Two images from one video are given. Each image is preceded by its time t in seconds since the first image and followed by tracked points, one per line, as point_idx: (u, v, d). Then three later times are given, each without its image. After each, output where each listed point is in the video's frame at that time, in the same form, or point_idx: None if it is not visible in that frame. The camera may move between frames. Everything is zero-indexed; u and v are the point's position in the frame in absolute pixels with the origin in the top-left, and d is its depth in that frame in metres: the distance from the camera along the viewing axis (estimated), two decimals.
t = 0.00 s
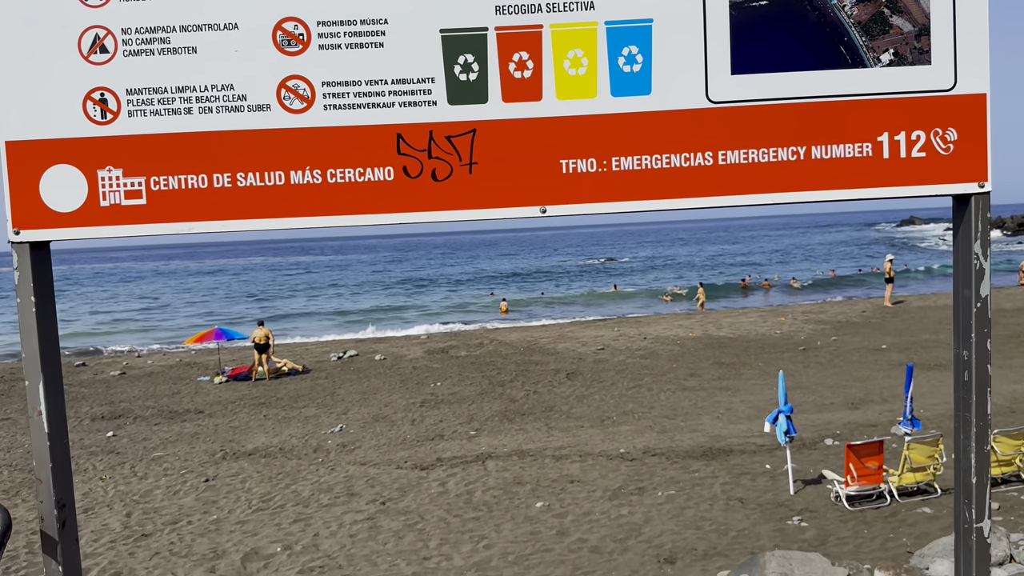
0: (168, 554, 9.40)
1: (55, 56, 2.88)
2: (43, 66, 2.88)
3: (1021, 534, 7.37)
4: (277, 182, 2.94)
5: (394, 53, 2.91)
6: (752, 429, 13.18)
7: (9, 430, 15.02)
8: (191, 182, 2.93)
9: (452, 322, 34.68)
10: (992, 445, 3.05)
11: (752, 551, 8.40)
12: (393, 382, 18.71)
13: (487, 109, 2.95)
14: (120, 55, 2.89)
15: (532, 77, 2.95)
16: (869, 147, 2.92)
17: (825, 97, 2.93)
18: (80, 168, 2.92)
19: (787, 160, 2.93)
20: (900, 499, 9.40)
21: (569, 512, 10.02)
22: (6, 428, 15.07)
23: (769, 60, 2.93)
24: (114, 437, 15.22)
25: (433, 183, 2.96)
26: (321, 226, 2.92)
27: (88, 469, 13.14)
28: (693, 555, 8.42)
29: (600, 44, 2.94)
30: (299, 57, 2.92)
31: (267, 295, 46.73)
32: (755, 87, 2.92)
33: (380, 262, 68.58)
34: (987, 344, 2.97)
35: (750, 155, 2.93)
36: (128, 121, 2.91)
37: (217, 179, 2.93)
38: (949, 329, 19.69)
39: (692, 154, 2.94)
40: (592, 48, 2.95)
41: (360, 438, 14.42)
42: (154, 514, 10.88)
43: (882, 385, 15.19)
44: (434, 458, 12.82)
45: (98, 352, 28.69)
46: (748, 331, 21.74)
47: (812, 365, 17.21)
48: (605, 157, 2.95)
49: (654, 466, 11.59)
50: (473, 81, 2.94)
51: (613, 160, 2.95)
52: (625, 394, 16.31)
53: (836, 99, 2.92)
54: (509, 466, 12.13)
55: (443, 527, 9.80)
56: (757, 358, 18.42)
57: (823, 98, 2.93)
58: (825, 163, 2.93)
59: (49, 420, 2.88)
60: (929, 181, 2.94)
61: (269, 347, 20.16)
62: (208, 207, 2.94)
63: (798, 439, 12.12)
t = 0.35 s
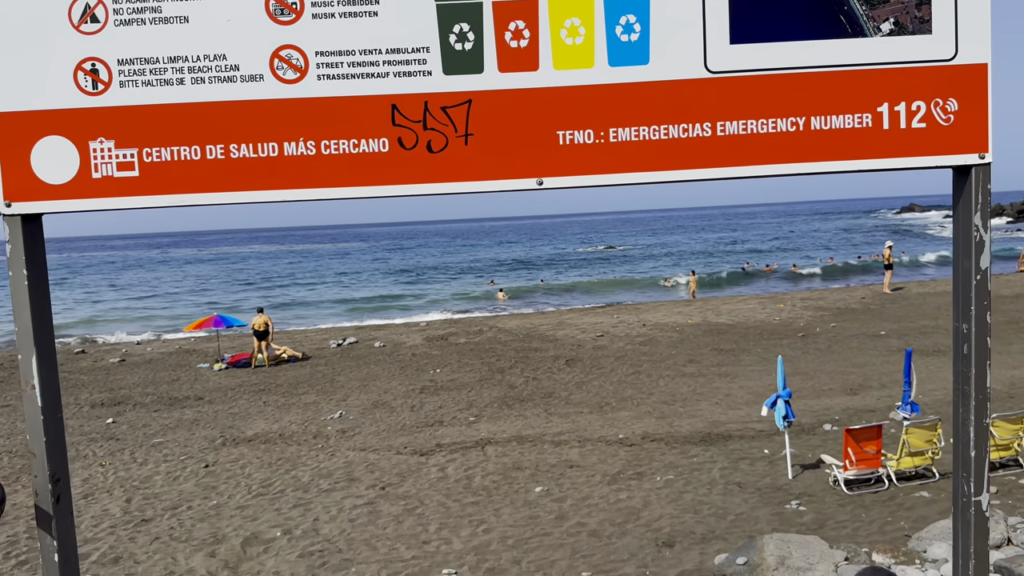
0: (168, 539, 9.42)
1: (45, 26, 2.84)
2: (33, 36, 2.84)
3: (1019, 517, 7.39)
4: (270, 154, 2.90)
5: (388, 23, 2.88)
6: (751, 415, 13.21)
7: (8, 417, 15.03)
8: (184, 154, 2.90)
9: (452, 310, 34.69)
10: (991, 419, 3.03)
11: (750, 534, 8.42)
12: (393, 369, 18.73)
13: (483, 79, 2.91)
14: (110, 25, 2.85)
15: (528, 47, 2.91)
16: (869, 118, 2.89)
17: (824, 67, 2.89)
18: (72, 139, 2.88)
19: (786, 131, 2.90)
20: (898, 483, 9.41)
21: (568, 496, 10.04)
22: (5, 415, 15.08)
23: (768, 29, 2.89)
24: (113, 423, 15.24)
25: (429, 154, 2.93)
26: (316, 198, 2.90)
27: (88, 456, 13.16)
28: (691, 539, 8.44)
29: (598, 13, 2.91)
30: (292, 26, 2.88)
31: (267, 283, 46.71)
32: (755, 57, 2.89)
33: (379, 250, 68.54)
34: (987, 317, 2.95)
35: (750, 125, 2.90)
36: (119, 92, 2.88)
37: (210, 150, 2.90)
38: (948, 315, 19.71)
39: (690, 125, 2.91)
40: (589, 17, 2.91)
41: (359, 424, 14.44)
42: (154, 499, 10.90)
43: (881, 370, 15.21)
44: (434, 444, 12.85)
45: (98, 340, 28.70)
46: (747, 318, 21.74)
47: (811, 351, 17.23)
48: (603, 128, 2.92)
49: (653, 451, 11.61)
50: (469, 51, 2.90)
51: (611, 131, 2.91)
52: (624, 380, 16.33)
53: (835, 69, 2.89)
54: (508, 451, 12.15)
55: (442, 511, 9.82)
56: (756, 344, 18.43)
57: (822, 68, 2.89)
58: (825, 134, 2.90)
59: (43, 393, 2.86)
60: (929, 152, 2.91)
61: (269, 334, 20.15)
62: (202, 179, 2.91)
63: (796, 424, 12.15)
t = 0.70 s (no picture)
0: (168, 528, 9.43)
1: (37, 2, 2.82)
2: (26, 12, 2.82)
3: (1018, 506, 7.39)
4: (264, 132, 2.88)
5: None
6: (750, 405, 13.22)
7: (9, 407, 15.05)
8: (178, 132, 2.88)
9: (452, 301, 34.69)
10: (990, 400, 3.00)
11: (749, 523, 8.42)
12: (392, 360, 18.74)
13: (480, 57, 2.89)
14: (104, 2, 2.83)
15: (525, 23, 2.88)
16: (869, 96, 2.87)
17: (823, 44, 2.87)
18: (65, 118, 2.86)
19: (785, 109, 2.88)
20: (897, 472, 9.42)
21: (567, 485, 10.05)
22: (5, 406, 15.10)
23: (767, 6, 2.86)
24: (114, 413, 15.26)
25: (425, 133, 2.90)
26: (310, 177, 2.88)
27: (88, 445, 13.18)
28: (690, 527, 8.45)
29: None
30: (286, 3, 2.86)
31: (267, 275, 46.69)
32: (753, 34, 2.86)
33: (380, 241, 68.47)
34: (987, 297, 2.93)
35: (749, 104, 2.88)
36: (113, 69, 2.85)
37: (205, 129, 2.88)
38: (948, 306, 19.69)
39: (689, 103, 2.88)
40: None
41: (359, 414, 14.45)
42: (155, 488, 10.92)
43: (880, 360, 15.22)
44: (434, 434, 12.85)
45: (98, 331, 28.71)
46: (747, 308, 21.73)
47: (811, 341, 17.23)
48: (601, 106, 2.89)
49: (652, 441, 11.62)
50: (465, 29, 2.88)
51: (609, 109, 2.89)
52: (624, 370, 16.33)
53: (835, 46, 2.87)
54: (508, 441, 12.16)
55: (442, 500, 9.85)
56: (755, 334, 18.43)
57: (821, 45, 2.87)
58: (825, 112, 2.87)
59: (37, 373, 2.84)
60: (929, 131, 2.88)
61: (269, 324, 20.14)
62: (196, 157, 2.89)
63: (795, 414, 12.15)
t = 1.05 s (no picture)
0: (169, 517, 9.45)
1: None
2: None
3: (1018, 496, 7.40)
4: (261, 111, 2.86)
5: None
6: (750, 395, 13.23)
7: (10, 397, 15.07)
8: (173, 111, 2.86)
9: (453, 293, 34.69)
10: (992, 382, 2.99)
11: (748, 512, 8.44)
12: (393, 350, 18.76)
13: (478, 34, 2.86)
14: None
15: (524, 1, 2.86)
16: (871, 75, 2.84)
17: (825, 22, 2.84)
18: (60, 96, 2.84)
19: (786, 88, 2.85)
20: (897, 462, 9.42)
21: (567, 475, 10.07)
22: (7, 396, 15.13)
23: None
24: (115, 403, 15.29)
25: (422, 112, 2.89)
26: (308, 157, 2.86)
27: (89, 435, 13.20)
28: (690, 516, 8.46)
29: None
30: None
31: (267, 267, 46.68)
32: (755, 11, 2.84)
33: (380, 233, 68.42)
34: (989, 278, 2.91)
35: (749, 83, 2.86)
36: (107, 47, 2.83)
37: (200, 108, 2.86)
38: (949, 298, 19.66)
39: (689, 83, 2.86)
40: None
41: (360, 404, 14.48)
42: (156, 478, 10.95)
43: (881, 351, 15.21)
44: (434, 424, 12.87)
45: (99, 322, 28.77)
46: (748, 299, 21.71)
47: (812, 332, 17.22)
48: (600, 85, 2.87)
49: (652, 431, 11.63)
50: (463, 6, 2.85)
51: (608, 88, 2.87)
52: (624, 361, 16.33)
53: (837, 24, 2.84)
54: (508, 431, 12.17)
55: (442, 489, 9.86)
56: (756, 325, 18.43)
57: (824, 24, 2.84)
58: (826, 92, 2.86)
59: (33, 355, 2.84)
60: (931, 110, 2.86)
61: (269, 315, 20.14)
62: (193, 136, 2.87)
63: (795, 404, 12.16)
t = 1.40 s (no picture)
0: (170, 503, 9.49)
1: None
2: None
3: (1017, 482, 7.42)
4: (258, 84, 2.86)
5: None
6: (750, 383, 13.25)
7: (11, 385, 15.10)
8: (170, 84, 2.86)
9: (453, 283, 34.70)
10: (994, 357, 3.00)
11: (747, 498, 8.47)
12: (394, 339, 18.78)
13: (477, 5, 2.86)
14: None
15: None
16: (874, 48, 2.84)
17: None
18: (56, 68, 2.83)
19: (788, 61, 2.85)
20: (896, 449, 9.45)
21: (567, 461, 10.10)
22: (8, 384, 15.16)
23: None
24: (116, 391, 15.32)
25: (421, 85, 2.88)
26: (308, 130, 2.86)
27: (91, 422, 13.24)
28: (690, 502, 8.49)
29: None
30: None
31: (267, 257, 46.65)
32: None
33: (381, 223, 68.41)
34: (992, 254, 2.91)
35: (751, 55, 2.85)
36: (103, 20, 2.82)
37: (197, 81, 2.86)
38: (949, 286, 19.66)
39: (690, 55, 2.85)
40: None
41: (361, 392, 14.51)
42: (157, 464, 10.98)
43: (881, 339, 15.22)
44: (435, 411, 12.90)
45: (100, 311, 28.79)
46: (747, 288, 21.71)
47: (811, 321, 17.23)
48: (600, 58, 2.87)
49: (652, 418, 11.66)
50: None
51: (609, 61, 2.86)
52: (624, 349, 16.35)
53: None
54: (508, 418, 12.19)
55: (443, 475, 9.90)
56: (756, 314, 18.44)
57: None
58: (829, 64, 2.85)
59: (31, 329, 2.84)
60: (935, 83, 2.86)
61: (270, 303, 20.14)
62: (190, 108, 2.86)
63: (795, 392, 12.19)
